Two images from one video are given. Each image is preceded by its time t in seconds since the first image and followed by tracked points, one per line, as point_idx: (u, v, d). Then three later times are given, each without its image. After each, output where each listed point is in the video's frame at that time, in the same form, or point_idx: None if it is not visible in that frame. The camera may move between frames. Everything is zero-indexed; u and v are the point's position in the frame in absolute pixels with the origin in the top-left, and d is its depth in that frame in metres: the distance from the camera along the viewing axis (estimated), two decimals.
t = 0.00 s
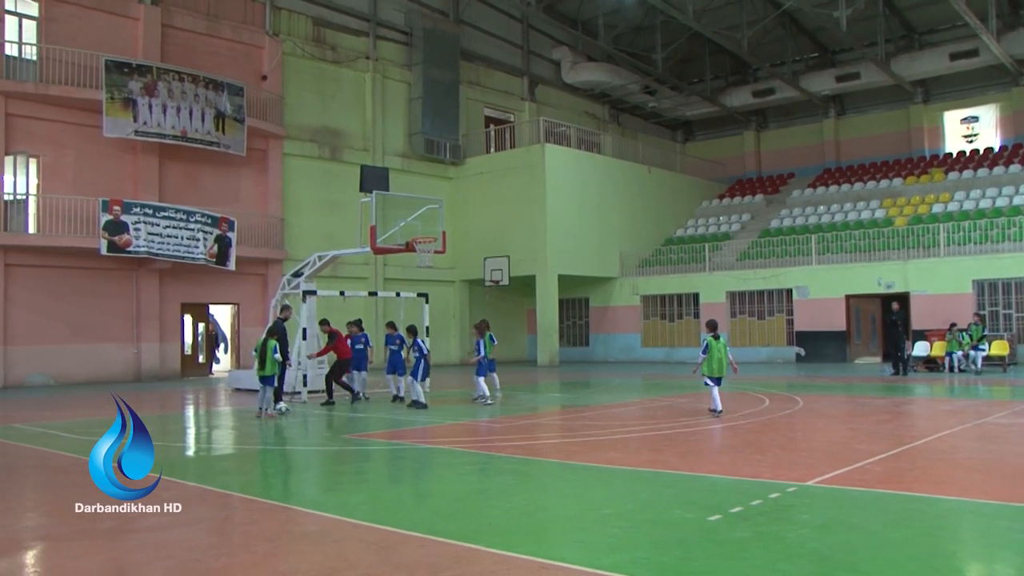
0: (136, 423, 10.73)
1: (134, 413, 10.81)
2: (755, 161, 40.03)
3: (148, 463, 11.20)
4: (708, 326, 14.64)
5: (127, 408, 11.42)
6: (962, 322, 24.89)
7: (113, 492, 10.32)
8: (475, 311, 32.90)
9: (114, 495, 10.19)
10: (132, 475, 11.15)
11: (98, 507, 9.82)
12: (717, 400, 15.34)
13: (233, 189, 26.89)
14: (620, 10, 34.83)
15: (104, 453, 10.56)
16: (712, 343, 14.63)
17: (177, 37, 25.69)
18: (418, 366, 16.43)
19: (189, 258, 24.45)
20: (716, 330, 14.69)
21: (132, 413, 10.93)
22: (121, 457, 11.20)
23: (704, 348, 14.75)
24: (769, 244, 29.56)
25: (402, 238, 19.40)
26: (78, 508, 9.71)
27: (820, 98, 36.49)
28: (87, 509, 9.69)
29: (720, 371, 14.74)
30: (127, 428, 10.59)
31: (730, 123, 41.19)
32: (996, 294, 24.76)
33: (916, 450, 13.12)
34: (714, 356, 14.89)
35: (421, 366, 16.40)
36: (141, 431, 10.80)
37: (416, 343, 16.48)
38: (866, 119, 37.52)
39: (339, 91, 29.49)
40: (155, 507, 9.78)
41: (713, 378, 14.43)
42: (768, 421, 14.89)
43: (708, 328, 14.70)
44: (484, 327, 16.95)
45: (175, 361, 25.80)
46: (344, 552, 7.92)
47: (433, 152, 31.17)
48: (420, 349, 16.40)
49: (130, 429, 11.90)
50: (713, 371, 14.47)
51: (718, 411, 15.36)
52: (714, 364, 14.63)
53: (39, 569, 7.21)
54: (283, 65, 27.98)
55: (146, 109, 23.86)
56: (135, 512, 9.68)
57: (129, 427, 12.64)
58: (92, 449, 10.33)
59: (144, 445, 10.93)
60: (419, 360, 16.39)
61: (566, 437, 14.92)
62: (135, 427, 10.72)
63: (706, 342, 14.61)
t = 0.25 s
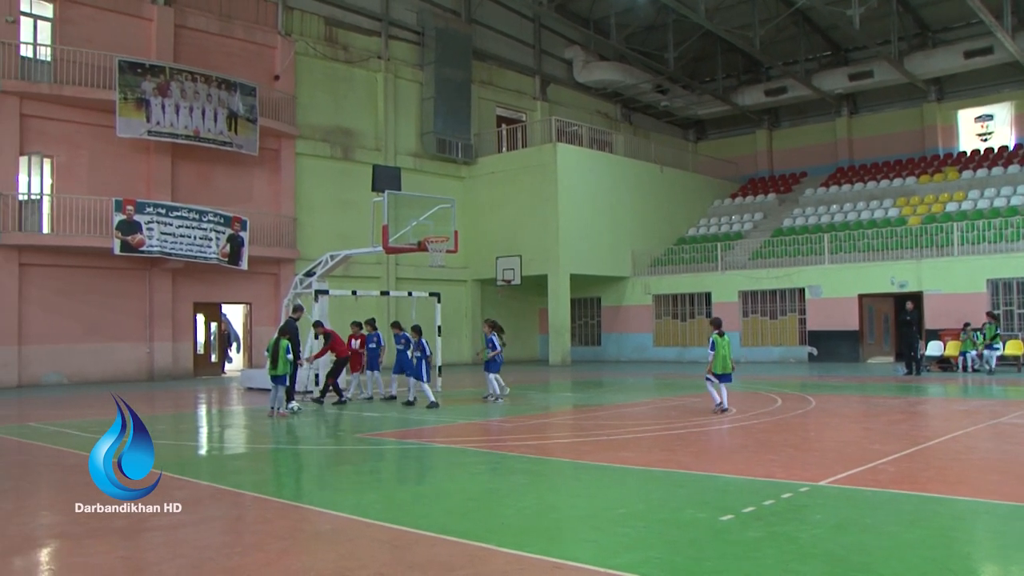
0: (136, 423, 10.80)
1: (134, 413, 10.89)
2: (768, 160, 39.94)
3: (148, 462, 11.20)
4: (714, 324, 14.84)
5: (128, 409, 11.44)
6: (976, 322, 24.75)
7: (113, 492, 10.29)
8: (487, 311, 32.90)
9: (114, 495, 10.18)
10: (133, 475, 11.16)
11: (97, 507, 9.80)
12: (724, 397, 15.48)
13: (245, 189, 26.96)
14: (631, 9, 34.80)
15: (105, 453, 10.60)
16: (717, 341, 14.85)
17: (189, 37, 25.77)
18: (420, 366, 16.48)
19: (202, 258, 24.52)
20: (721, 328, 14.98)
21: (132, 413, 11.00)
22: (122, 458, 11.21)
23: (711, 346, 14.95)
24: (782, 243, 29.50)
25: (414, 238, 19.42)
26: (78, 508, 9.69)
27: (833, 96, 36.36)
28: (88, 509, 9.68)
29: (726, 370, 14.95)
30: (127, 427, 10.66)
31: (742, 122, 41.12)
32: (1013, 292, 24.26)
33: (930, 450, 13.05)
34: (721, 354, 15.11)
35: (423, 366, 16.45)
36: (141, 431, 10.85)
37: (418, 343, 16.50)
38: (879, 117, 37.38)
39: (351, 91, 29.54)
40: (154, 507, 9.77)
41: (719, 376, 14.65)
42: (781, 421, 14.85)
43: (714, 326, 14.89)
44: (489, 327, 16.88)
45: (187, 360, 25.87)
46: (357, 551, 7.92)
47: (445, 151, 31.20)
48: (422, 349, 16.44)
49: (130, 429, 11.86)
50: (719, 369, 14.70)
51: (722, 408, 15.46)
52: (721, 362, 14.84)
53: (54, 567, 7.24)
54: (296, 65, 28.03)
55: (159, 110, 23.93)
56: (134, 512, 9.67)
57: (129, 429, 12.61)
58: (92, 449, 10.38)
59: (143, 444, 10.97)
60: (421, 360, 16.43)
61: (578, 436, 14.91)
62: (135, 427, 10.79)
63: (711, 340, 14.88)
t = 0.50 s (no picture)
0: (136, 423, 10.80)
1: (133, 414, 10.88)
2: (776, 160, 39.89)
3: (148, 463, 11.22)
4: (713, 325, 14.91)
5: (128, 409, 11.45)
6: (985, 321, 24.69)
7: (114, 492, 10.27)
8: (495, 311, 32.90)
9: (114, 495, 10.18)
10: (133, 475, 11.20)
11: (97, 507, 9.81)
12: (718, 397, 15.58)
13: (253, 189, 27.00)
14: (639, 8, 34.78)
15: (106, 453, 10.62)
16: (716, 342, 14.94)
17: (197, 37, 25.81)
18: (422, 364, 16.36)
19: (209, 258, 24.55)
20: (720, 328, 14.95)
21: (131, 414, 10.99)
22: (122, 458, 11.22)
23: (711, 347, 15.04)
24: (789, 242, 29.48)
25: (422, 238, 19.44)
26: (78, 508, 9.70)
27: (841, 96, 36.29)
28: (88, 509, 9.69)
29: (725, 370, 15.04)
30: (127, 428, 10.64)
31: (750, 122, 41.07)
32: (1020, 292, 24.28)
33: (938, 450, 13.02)
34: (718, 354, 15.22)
35: (425, 364, 16.35)
36: (141, 431, 10.84)
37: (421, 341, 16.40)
38: (888, 117, 37.31)
39: (359, 91, 29.56)
40: (154, 507, 9.79)
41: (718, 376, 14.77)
42: (789, 420, 14.83)
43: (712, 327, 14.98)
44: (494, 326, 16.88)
45: (195, 360, 25.91)
46: (365, 551, 7.92)
47: (453, 151, 31.21)
48: (425, 347, 16.35)
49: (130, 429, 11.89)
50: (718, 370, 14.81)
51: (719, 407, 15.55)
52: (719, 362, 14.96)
53: (63, 566, 7.26)
54: (304, 65, 28.06)
55: (167, 110, 23.98)
56: (135, 512, 9.68)
57: (129, 432, 12.64)
58: (92, 450, 10.38)
59: (143, 444, 10.97)
60: (423, 358, 16.33)
61: (586, 436, 14.91)
62: (135, 427, 10.77)
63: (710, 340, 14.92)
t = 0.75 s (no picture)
0: (136, 423, 10.79)
1: (133, 413, 10.87)
2: (782, 160, 39.87)
3: (148, 463, 11.23)
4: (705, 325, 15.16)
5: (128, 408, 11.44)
6: (991, 322, 24.65)
7: (113, 492, 10.28)
8: (500, 311, 32.88)
9: (114, 495, 10.19)
10: (133, 475, 11.21)
11: (97, 507, 9.82)
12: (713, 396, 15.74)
13: (259, 189, 27.03)
14: (644, 8, 34.79)
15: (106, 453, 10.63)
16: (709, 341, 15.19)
17: (203, 38, 25.83)
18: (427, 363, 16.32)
19: (216, 258, 24.54)
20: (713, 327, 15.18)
21: (131, 413, 10.98)
22: (123, 458, 11.20)
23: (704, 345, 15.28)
24: (795, 243, 29.48)
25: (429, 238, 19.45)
26: (78, 508, 9.71)
27: (847, 95, 36.26)
28: (88, 509, 9.70)
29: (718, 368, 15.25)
30: (127, 427, 10.61)
31: (755, 122, 41.04)
32: None
33: (945, 450, 12.99)
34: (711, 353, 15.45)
35: (430, 363, 16.30)
36: (140, 430, 10.82)
37: (428, 341, 16.38)
38: (894, 116, 37.26)
39: (365, 91, 29.57)
40: (154, 507, 9.79)
41: (711, 374, 15.02)
42: (796, 421, 14.81)
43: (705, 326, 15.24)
44: (503, 325, 17.01)
45: (201, 360, 25.92)
46: (371, 551, 7.92)
47: (459, 151, 31.22)
48: (431, 346, 16.32)
49: (130, 429, 11.94)
50: (712, 369, 15.05)
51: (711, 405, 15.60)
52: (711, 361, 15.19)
53: (69, 566, 7.26)
54: (310, 65, 28.07)
55: (174, 110, 23.98)
56: (135, 512, 9.68)
57: (129, 432, 12.66)
58: (93, 449, 10.38)
59: (143, 444, 10.95)
60: (428, 357, 16.28)
61: (593, 436, 14.92)
62: (135, 427, 10.74)
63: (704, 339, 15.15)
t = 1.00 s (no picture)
0: (136, 422, 10.81)
1: (133, 413, 10.89)
2: (781, 159, 39.91)
3: (148, 463, 11.26)
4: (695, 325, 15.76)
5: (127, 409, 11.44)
6: (990, 321, 24.67)
7: (113, 492, 10.32)
8: (499, 311, 32.87)
9: (114, 495, 10.21)
10: (133, 475, 11.24)
11: (97, 507, 9.83)
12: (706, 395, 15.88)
13: (258, 190, 27.01)
14: (643, 8, 34.81)
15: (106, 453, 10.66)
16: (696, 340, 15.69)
17: (202, 38, 25.81)
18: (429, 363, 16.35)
19: (215, 258, 24.51)
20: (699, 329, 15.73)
21: (131, 414, 10.99)
22: (123, 458, 11.22)
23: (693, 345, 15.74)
24: (794, 242, 29.53)
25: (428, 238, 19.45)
26: (78, 508, 9.72)
27: (846, 94, 36.29)
28: (88, 509, 9.71)
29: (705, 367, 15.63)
30: (127, 428, 10.61)
31: (754, 121, 41.06)
32: None
33: (943, 449, 13.00)
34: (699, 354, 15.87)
35: (432, 364, 16.35)
36: (140, 430, 10.85)
37: (430, 341, 16.38)
38: (893, 116, 37.29)
39: (364, 91, 29.55)
40: (154, 507, 9.80)
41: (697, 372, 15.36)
42: (796, 420, 14.82)
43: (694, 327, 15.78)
44: (506, 325, 17.03)
45: (201, 361, 25.91)
46: (371, 551, 7.92)
47: (458, 151, 31.21)
48: (433, 347, 16.32)
49: (129, 429, 11.94)
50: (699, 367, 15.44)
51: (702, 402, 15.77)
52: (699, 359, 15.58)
53: (68, 567, 7.26)
54: (309, 65, 28.05)
55: (172, 110, 23.95)
56: (135, 512, 9.69)
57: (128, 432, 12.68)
58: (92, 449, 10.40)
59: (142, 444, 10.97)
60: (431, 358, 16.30)
61: (592, 435, 14.93)
62: (135, 427, 10.76)
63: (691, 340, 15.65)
